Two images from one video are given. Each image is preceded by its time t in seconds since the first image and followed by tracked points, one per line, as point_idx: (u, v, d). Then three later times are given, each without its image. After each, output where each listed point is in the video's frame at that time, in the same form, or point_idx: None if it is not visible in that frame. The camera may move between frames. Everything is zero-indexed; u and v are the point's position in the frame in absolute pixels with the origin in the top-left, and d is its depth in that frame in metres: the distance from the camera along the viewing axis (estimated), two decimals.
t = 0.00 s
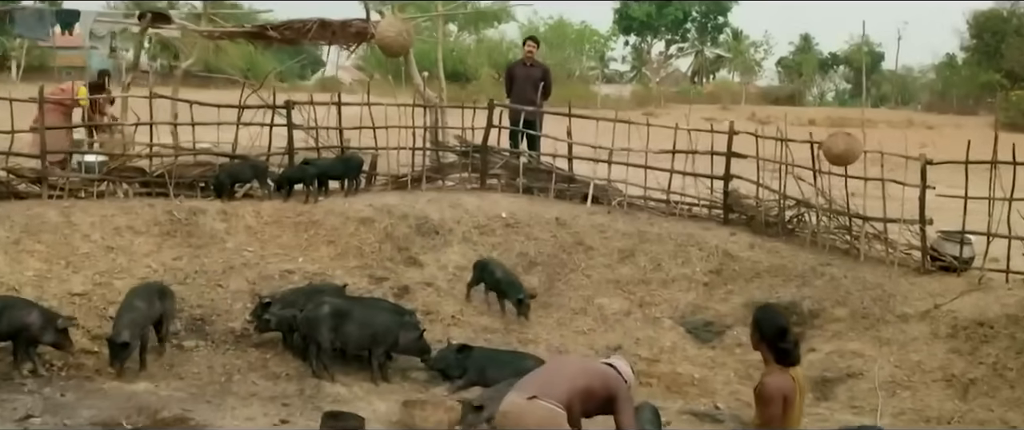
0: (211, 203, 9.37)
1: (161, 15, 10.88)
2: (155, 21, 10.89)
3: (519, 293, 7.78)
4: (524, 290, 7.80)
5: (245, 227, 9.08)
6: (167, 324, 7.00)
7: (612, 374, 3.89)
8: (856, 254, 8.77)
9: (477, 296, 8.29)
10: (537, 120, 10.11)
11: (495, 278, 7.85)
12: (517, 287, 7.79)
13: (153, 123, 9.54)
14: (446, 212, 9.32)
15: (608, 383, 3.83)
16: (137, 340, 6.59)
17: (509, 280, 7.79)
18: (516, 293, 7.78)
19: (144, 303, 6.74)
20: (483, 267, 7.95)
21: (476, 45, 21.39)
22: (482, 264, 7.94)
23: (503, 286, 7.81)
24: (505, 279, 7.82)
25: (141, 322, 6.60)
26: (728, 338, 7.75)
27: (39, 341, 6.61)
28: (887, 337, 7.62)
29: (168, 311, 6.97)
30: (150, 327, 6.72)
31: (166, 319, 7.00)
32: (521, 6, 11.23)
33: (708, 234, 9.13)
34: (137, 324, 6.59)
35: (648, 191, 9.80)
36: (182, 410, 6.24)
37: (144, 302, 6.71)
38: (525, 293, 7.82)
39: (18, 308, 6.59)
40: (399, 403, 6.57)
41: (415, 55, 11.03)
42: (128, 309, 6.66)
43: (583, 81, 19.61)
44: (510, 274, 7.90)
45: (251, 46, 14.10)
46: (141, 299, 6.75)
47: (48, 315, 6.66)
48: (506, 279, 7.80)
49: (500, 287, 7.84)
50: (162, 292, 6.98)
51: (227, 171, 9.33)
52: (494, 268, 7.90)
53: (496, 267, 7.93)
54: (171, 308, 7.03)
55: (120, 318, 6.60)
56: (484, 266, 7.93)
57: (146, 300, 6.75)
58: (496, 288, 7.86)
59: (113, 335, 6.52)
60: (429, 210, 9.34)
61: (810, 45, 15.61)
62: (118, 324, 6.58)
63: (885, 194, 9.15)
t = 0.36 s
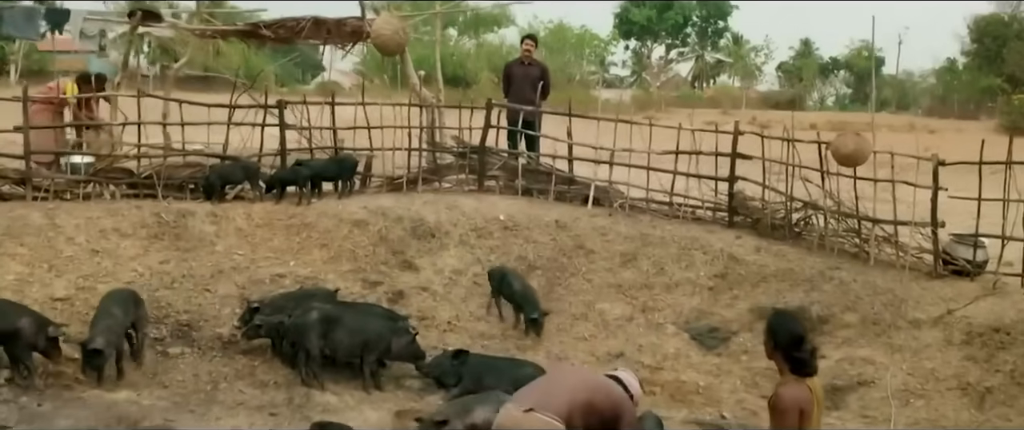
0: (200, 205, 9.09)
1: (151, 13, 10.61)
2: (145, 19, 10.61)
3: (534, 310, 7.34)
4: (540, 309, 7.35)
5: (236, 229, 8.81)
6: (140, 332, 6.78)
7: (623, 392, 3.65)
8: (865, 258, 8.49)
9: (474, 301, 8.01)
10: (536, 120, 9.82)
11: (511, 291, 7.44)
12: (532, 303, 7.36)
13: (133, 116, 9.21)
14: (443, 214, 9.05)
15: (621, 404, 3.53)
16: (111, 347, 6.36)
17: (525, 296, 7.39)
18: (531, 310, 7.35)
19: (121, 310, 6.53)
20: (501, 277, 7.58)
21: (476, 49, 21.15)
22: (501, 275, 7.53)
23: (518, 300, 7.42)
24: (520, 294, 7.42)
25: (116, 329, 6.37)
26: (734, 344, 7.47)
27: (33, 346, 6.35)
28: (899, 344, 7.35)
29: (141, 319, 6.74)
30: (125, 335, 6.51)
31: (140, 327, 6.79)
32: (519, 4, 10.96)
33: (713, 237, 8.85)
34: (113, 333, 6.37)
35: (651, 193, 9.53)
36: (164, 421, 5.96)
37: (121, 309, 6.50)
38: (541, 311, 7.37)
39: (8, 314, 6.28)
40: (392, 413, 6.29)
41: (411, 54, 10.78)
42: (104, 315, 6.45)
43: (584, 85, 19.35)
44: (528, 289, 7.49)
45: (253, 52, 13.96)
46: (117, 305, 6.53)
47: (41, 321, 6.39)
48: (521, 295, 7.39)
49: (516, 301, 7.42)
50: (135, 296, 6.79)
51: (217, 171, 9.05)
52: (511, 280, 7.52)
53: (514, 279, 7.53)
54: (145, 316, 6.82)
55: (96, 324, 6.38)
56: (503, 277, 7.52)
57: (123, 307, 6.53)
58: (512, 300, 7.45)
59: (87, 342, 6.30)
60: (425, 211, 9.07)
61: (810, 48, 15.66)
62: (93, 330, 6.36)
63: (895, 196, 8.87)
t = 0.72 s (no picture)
0: (187, 207, 8.79)
1: (140, 11, 10.32)
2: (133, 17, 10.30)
3: (548, 326, 6.90)
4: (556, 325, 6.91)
5: (224, 233, 8.52)
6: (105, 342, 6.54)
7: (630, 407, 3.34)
8: (876, 262, 8.18)
9: (470, 307, 7.69)
10: (535, 120, 9.50)
11: (523, 307, 7.01)
12: (547, 321, 6.92)
13: (120, 117, 8.99)
14: (438, 217, 8.75)
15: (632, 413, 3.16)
16: (87, 353, 6.11)
17: (540, 312, 6.94)
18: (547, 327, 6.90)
19: (91, 317, 6.35)
20: (514, 293, 7.15)
21: (476, 56, 20.76)
22: (512, 289, 7.14)
23: (532, 317, 6.95)
24: (535, 310, 6.98)
25: (91, 334, 6.16)
26: (740, 352, 7.15)
27: (13, 357, 6.05)
28: (912, 352, 7.03)
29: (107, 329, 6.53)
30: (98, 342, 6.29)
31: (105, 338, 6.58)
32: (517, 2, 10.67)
33: (718, 241, 8.54)
34: (88, 337, 6.18)
35: (653, 196, 9.20)
36: None
37: (92, 315, 6.32)
38: (557, 328, 6.94)
39: None
40: (381, 424, 5.98)
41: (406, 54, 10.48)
42: (76, 321, 6.25)
43: (586, 92, 18.93)
44: (542, 305, 7.04)
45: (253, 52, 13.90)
46: (88, 312, 6.36)
47: (24, 330, 6.11)
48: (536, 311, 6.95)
49: (529, 317, 6.98)
50: (102, 305, 6.65)
51: (205, 173, 8.74)
52: (524, 296, 7.08)
53: (527, 294, 7.09)
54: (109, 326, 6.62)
55: (69, 330, 6.17)
56: (515, 292, 7.13)
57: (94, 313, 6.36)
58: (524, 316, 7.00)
59: (62, 348, 6.05)
60: (420, 214, 8.77)
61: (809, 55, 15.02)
62: (67, 336, 6.13)
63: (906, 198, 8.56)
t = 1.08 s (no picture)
0: (174, 210, 8.47)
1: (128, 10, 10.02)
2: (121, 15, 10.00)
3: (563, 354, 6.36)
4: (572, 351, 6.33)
5: (212, 236, 8.20)
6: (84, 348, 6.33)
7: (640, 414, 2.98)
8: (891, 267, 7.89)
9: (467, 313, 7.34)
10: (535, 121, 9.25)
11: (543, 325, 6.71)
12: (564, 342, 6.53)
13: (106, 119, 8.74)
14: (435, 220, 8.45)
15: (643, 416, 2.86)
16: (60, 364, 5.89)
17: (557, 331, 6.59)
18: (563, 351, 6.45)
19: (71, 323, 6.14)
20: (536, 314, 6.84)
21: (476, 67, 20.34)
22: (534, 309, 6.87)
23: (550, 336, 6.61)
24: (554, 330, 6.64)
25: (66, 344, 5.94)
26: (751, 360, 6.81)
27: None
28: (931, 360, 6.67)
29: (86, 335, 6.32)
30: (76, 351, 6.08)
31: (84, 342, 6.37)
32: None
33: (725, 245, 8.22)
34: (66, 343, 5.98)
35: (658, 199, 8.86)
36: None
37: (72, 322, 6.11)
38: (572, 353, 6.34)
39: None
40: None
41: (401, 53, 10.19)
42: (54, 329, 6.04)
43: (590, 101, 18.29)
44: (562, 326, 6.70)
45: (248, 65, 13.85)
46: (67, 319, 6.15)
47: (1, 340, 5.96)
48: (554, 331, 6.59)
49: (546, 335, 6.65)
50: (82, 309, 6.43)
51: (193, 174, 8.44)
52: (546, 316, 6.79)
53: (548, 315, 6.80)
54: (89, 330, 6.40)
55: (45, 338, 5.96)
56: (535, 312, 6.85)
57: (73, 320, 6.18)
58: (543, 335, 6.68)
59: (34, 358, 5.83)
60: (415, 217, 8.47)
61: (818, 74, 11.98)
62: (42, 345, 5.91)
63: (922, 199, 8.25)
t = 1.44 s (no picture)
0: (161, 215, 8.14)
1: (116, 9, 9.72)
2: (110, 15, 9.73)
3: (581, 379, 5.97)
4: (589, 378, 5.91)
5: (200, 242, 7.87)
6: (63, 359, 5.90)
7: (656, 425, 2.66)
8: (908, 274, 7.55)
9: (465, 322, 6.98)
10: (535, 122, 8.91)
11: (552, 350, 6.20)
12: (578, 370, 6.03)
13: (90, 120, 8.46)
14: (432, 225, 8.11)
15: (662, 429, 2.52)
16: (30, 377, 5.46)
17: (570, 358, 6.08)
18: (579, 377, 6.01)
19: (46, 333, 5.73)
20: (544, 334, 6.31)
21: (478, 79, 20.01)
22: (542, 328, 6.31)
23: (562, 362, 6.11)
24: (564, 354, 6.13)
25: (35, 356, 5.52)
26: (764, 371, 6.44)
27: None
28: (954, 371, 6.30)
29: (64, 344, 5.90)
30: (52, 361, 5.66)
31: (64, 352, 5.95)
32: None
33: (736, 251, 7.86)
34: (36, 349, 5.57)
35: (664, 204, 8.52)
36: None
37: (48, 331, 5.71)
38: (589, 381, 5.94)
39: None
40: None
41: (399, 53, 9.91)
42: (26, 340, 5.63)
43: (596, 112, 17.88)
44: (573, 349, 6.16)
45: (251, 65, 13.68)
46: (41, 329, 5.74)
47: None
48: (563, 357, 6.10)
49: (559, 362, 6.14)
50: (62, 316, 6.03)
51: (180, 177, 8.10)
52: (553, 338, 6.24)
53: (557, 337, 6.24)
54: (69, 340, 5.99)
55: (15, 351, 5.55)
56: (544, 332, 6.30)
57: (51, 329, 5.79)
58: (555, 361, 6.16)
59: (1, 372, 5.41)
60: (412, 222, 8.13)
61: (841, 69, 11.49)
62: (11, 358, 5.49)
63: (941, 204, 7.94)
